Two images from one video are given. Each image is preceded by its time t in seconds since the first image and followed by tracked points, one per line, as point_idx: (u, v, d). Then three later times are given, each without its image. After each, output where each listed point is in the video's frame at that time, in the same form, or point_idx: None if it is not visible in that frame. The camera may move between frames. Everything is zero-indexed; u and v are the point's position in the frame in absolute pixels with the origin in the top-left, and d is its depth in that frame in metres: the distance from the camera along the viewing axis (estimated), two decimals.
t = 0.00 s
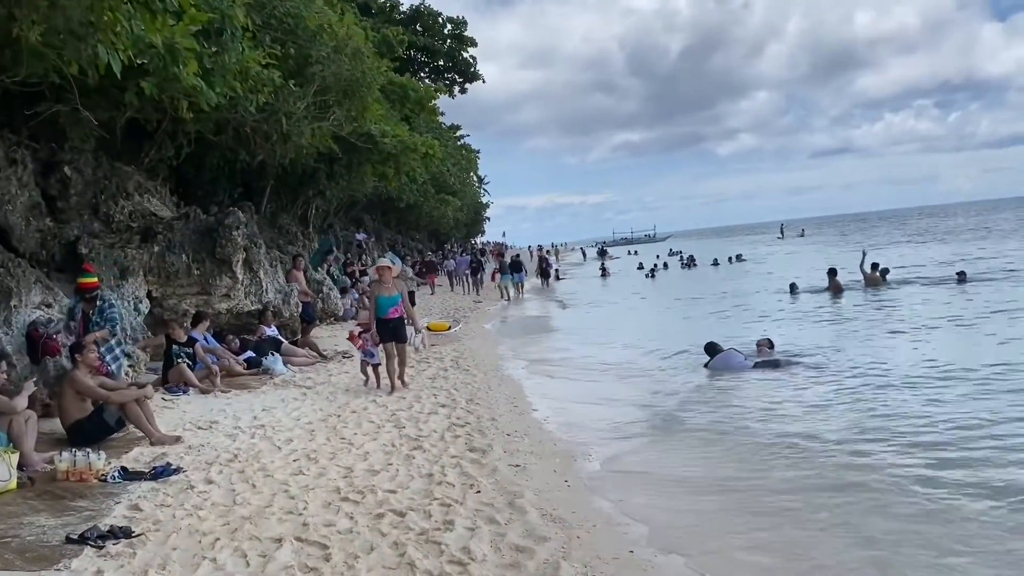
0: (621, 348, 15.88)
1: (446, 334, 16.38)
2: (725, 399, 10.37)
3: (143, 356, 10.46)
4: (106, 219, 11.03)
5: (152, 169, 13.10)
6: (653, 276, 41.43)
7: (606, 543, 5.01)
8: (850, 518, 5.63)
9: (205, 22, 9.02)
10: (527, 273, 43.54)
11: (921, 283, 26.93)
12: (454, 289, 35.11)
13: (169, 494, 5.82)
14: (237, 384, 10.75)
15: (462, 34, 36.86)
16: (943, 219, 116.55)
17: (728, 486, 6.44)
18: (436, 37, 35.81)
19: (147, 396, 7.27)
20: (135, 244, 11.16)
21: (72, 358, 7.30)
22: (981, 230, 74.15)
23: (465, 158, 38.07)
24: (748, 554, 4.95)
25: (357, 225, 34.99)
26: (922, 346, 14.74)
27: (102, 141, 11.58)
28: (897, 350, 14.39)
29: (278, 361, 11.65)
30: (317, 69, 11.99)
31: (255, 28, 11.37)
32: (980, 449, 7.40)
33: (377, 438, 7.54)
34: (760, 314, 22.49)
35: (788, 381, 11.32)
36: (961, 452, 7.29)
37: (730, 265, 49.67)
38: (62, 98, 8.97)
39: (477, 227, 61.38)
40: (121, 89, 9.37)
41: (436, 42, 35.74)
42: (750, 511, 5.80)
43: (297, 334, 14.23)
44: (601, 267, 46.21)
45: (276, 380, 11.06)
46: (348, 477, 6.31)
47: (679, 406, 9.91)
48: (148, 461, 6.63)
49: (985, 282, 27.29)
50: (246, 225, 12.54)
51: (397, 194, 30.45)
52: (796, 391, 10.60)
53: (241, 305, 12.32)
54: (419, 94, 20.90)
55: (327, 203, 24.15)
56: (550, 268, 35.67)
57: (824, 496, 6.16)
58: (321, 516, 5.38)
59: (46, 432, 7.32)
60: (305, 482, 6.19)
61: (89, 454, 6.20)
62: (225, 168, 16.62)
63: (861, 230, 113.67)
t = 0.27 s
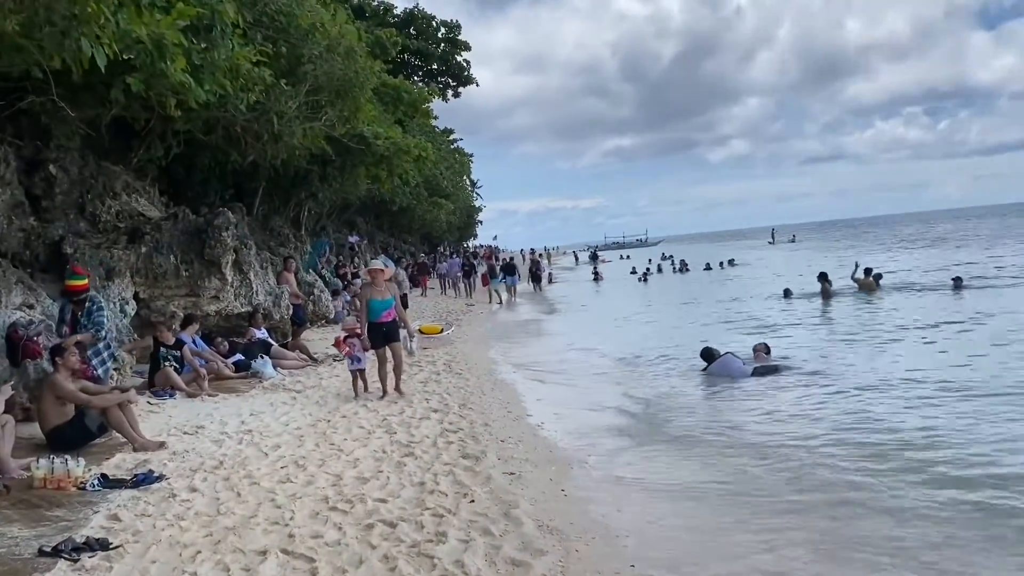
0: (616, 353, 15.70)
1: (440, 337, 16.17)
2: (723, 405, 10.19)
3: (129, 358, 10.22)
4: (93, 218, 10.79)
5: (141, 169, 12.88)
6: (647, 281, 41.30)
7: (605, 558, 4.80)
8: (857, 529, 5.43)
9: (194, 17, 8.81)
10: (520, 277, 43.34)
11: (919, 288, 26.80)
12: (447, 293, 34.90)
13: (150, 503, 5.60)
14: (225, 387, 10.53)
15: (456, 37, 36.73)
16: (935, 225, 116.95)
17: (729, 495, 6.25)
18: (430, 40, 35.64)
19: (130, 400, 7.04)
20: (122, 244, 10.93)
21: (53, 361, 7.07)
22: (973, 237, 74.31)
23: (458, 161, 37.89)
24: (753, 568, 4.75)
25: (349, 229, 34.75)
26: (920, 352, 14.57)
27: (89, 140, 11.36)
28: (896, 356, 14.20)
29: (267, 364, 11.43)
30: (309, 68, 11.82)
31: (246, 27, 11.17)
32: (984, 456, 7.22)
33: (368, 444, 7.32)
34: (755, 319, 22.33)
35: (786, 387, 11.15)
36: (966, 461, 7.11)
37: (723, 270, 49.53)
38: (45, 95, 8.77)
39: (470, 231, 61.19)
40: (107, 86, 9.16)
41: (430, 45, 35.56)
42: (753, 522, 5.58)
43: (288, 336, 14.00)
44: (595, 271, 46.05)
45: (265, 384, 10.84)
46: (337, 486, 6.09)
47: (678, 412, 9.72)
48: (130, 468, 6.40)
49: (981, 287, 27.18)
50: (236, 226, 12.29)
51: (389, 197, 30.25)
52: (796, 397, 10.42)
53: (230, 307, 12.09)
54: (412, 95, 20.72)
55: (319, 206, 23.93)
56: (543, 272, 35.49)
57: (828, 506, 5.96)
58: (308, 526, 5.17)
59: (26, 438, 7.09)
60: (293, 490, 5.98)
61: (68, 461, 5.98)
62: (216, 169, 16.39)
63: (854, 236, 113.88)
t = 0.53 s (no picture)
0: (607, 362, 15.47)
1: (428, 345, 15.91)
2: (717, 417, 9.96)
3: (108, 366, 9.92)
4: (71, 222, 10.49)
5: (122, 172, 12.58)
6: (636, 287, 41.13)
7: None
8: (861, 551, 5.22)
9: (176, 15, 8.53)
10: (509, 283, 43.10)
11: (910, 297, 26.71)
12: (436, 298, 34.61)
13: (121, 522, 5.31)
14: (207, 396, 10.24)
15: (446, 41, 36.53)
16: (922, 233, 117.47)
17: (727, 515, 6.02)
18: (420, 43, 35.39)
19: (104, 412, 6.76)
20: (101, 249, 10.62)
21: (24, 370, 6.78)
22: (960, 245, 74.60)
23: (447, 166, 37.62)
24: None
25: (337, 234, 34.43)
26: (914, 361, 14.41)
27: (68, 142, 11.06)
28: (890, 366, 14.03)
29: (250, 372, 11.14)
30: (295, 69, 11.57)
31: (231, 26, 10.91)
32: (987, 472, 7.03)
33: (352, 459, 7.05)
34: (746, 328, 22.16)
35: (781, 398, 10.93)
36: (969, 477, 6.91)
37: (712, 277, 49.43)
38: (20, 95, 8.48)
39: (459, 236, 60.93)
40: (85, 85, 8.88)
41: (420, 49, 35.31)
42: (753, 543, 5.36)
43: (272, 344, 13.70)
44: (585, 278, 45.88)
45: (248, 393, 10.55)
46: (319, 504, 5.82)
47: (671, 424, 9.50)
48: (102, 485, 6.11)
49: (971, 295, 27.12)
50: (219, 230, 12.00)
51: (378, 201, 29.97)
52: (791, 409, 10.21)
53: (212, 314, 11.79)
54: (402, 99, 20.48)
55: (306, 211, 23.63)
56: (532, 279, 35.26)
57: (830, 526, 5.74)
58: (286, 548, 4.90)
59: None
60: (273, 508, 5.71)
61: (36, 477, 5.69)
62: (201, 172, 16.09)
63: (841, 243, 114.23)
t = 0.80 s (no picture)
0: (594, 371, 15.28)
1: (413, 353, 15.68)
2: (707, 428, 9.78)
3: (82, 374, 9.63)
4: (47, 225, 10.22)
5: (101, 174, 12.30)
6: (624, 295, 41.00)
7: None
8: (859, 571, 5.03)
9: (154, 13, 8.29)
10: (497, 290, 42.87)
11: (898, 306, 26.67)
12: (422, 305, 34.35)
13: (87, 540, 5.06)
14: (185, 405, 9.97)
15: (434, 48, 36.38)
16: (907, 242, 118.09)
17: (720, 534, 5.82)
18: (408, 49, 35.21)
19: (74, 422, 6.56)
20: (78, 253, 10.35)
21: None
22: (945, 254, 74.97)
23: (435, 172, 37.42)
24: None
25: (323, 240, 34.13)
26: (904, 372, 14.29)
27: (44, 143, 10.80)
28: (880, 376, 13.90)
29: (230, 381, 10.87)
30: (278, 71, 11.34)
31: (213, 27, 10.69)
32: (983, 487, 6.87)
33: (332, 471, 6.81)
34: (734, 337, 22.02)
35: (771, 409, 10.76)
36: (965, 492, 6.75)
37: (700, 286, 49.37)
38: None
39: (447, 243, 60.68)
40: (60, 84, 8.63)
41: (408, 55, 35.13)
42: (747, 562, 5.16)
43: (253, 351, 13.45)
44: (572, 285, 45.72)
45: (227, 402, 10.28)
46: (297, 520, 5.58)
47: (661, 435, 9.30)
48: (69, 499, 5.85)
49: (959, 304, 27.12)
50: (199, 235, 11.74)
51: (364, 207, 29.71)
52: (782, 421, 10.04)
53: (191, 320, 11.52)
54: (388, 104, 20.27)
55: (291, 216, 23.36)
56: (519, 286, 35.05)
57: (827, 544, 5.55)
58: (260, 568, 4.66)
59: None
60: (248, 524, 5.47)
61: None
62: (183, 176, 15.83)
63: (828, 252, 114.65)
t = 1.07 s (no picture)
0: (582, 380, 15.03)
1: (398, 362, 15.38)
2: (698, 441, 9.56)
3: (53, 384, 9.29)
4: (19, 229, 9.89)
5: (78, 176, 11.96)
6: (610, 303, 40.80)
7: None
8: None
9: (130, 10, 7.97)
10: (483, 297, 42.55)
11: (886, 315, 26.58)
12: (407, 312, 34.00)
13: (48, 563, 4.76)
14: (160, 416, 9.64)
15: (421, 53, 36.12)
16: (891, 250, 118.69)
17: (717, 556, 5.58)
18: (395, 54, 34.92)
19: (40, 436, 6.20)
20: (51, 258, 10.01)
21: None
22: (930, 263, 75.28)
23: (421, 178, 37.14)
24: None
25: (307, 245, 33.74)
26: (896, 382, 14.11)
27: (18, 144, 10.46)
28: (872, 387, 13.71)
29: (208, 391, 10.55)
30: (260, 71, 11.04)
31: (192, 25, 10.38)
32: (985, 505, 6.67)
33: (312, 487, 6.52)
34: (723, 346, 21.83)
35: (764, 422, 10.54)
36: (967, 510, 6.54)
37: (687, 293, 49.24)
38: None
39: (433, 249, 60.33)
40: (30, 82, 8.31)
41: (395, 60, 34.84)
42: None
43: (234, 359, 13.11)
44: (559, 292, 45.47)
45: (205, 412, 9.96)
46: (274, 540, 5.29)
47: (653, 449, 9.06)
48: (33, 518, 5.54)
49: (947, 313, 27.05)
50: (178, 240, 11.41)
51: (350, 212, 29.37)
52: (775, 434, 9.82)
53: (168, 328, 11.19)
54: (374, 108, 19.97)
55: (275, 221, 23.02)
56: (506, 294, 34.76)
57: (827, 566, 5.32)
58: None
59: None
60: (221, 545, 5.18)
61: None
62: (164, 180, 15.48)
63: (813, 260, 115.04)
